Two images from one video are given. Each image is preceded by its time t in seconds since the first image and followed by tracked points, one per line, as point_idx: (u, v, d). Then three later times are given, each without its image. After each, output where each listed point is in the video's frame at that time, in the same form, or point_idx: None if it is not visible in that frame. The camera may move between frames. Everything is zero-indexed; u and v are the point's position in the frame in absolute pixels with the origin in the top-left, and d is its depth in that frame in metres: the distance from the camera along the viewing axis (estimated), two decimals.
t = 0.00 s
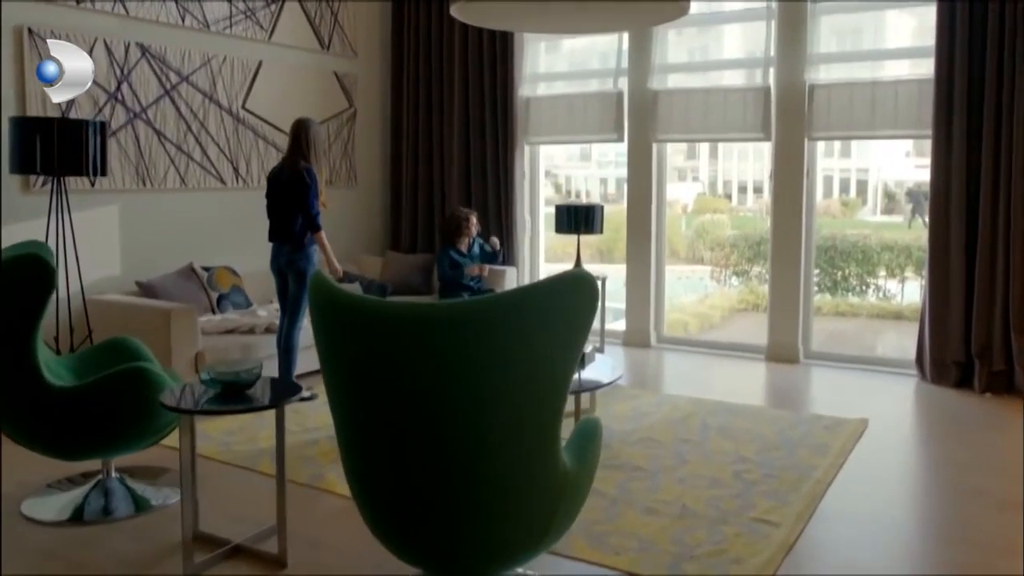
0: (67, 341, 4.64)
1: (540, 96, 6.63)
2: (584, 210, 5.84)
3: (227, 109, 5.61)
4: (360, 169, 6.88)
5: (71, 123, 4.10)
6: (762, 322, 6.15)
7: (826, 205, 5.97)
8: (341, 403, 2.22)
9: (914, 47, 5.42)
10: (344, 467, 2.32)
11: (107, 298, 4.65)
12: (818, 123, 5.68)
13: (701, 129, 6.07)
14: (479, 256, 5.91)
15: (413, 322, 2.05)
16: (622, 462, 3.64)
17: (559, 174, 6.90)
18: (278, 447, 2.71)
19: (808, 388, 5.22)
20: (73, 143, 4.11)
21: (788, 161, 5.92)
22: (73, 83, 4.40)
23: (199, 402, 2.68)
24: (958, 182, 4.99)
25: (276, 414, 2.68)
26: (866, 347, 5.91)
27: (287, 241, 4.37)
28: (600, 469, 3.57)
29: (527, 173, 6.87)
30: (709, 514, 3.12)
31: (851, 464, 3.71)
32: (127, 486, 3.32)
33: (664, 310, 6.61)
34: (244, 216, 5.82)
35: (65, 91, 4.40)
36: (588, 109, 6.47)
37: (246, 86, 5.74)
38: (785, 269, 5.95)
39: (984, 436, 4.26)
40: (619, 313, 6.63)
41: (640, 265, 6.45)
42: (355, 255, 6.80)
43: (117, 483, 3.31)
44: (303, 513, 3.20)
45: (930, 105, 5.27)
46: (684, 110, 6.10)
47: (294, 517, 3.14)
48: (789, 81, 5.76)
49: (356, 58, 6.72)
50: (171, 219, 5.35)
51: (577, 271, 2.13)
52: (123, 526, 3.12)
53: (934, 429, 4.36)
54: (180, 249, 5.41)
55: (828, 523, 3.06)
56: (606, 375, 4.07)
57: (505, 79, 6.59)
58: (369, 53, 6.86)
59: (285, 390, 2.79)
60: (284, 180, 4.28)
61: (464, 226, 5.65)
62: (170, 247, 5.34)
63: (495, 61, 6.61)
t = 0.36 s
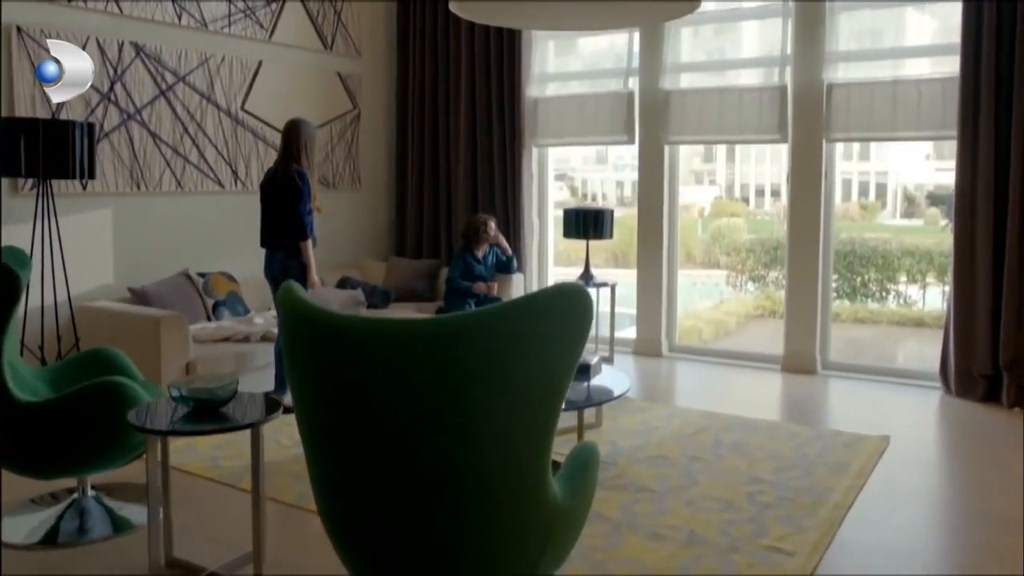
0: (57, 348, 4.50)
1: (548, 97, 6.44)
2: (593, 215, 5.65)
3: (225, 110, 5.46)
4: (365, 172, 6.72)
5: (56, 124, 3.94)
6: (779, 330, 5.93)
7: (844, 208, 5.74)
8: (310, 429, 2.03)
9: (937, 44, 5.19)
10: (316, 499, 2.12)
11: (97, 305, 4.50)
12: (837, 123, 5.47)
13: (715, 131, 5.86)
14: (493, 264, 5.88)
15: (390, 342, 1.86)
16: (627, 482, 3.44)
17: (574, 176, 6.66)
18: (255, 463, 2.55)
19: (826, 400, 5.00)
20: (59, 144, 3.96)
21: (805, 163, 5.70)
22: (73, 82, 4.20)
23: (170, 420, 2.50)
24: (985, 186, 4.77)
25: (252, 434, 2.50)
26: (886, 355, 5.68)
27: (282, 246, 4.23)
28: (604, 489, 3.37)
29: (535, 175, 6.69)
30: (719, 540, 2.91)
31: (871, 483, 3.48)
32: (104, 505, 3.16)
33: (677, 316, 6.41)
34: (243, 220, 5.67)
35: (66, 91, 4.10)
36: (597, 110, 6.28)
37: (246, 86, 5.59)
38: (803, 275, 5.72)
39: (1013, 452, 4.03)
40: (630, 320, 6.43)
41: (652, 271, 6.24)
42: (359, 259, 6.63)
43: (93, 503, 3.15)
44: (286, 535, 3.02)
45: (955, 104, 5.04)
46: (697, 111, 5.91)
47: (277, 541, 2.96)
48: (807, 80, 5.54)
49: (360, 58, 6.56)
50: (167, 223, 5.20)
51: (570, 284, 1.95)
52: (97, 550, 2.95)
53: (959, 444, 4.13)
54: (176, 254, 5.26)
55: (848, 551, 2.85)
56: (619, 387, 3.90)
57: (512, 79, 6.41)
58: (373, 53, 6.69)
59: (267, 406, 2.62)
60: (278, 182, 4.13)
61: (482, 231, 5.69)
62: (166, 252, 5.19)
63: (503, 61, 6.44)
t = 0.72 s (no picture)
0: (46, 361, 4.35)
1: (558, 99, 6.26)
2: (603, 220, 5.46)
3: (224, 114, 5.32)
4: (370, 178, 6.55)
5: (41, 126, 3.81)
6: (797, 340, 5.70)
7: (866, 213, 5.50)
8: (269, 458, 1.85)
9: (961, 41, 4.96)
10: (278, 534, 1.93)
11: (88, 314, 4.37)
12: (857, 125, 5.24)
13: (731, 134, 5.65)
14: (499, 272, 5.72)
15: (353, 364, 1.69)
16: (631, 504, 3.24)
17: (593, 183, 6.42)
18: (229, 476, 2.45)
19: (846, 415, 4.76)
20: (45, 148, 3.83)
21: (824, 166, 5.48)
22: (73, 83, 4.29)
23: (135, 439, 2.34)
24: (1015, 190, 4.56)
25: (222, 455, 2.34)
26: (909, 366, 5.44)
27: (273, 253, 4.12)
28: (606, 512, 3.18)
29: (545, 179, 6.50)
30: (727, 569, 2.71)
31: (893, 506, 3.26)
32: (78, 526, 3.00)
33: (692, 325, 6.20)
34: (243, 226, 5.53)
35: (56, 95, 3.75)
36: (608, 112, 6.08)
37: (245, 90, 5.45)
38: (822, 283, 5.50)
39: None
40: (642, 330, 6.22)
41: (665, 278, 6.03)
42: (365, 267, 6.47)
43: (67, 523, 2.99)
44: (267, 560, 2.84)
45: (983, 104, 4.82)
46: (711, 111, 5.70)
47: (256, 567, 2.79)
48: (825, 79, 5.33)
49: (365, 61, 6.41)
50: (163, 230, 5.07)
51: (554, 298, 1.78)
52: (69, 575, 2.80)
53: (988, 462, 3.89)
54: (173, 261, 5.12)
55: None
56: (628, 395, 3.80)
57: (521, 80, 6.25)
58: (379, 55, 6.54)
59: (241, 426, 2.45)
60: (269, 190, 3.99)
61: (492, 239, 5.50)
62: (162, 260, 5.05)
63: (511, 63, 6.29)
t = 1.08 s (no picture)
0: (35, 366, 4.27)
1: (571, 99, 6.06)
2: (617, 225, 5.28)
3: (227, 114, 5.17)
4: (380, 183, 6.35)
5: (31, 125, 3.68)
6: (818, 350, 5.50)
7: (891, 216, 5.27)
8: (222, 485, 1.67)
9: (991, 37, 4.74)
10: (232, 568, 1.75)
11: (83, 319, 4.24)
12: (883, 126, 5.03)
13: (752, 134, 5.43)
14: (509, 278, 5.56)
15: (318, 382, 1.51)
16: (639, 527, 3.05)
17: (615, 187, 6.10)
18: (196, 495, 2.31)
19: (871, 428, 4.52)
20: (34, 148, 3.69)
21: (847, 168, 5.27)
22: (73, 84, 3.93)
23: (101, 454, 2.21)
24: None
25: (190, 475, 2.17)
26: (937, 377, 5.20)
27: (269, 259, 4.02)
28: (612, 536, 2.98)
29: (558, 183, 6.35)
30: None
31: (921, 533, 3.03)
32: (54, 543, 2.87)
33: (711, 332, 5.96)
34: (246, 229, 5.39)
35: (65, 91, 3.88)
36: (623, 113, 5.87)
37: (249, 89, 5.30)
38: (845, 290, 5.27)
39: None
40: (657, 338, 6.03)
41: (680, 282, 5.85)
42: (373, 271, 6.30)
43: (42, 540, 2.85)
44: None
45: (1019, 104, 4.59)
46: (729, 110, 5.49)
47: None
48: (849, 77, 5.12)
49: (374, 60, 6.25)
50: (163, 233, 4.94)
51: (542, 311, 1.61)
52: None
53: None
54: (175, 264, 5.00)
55: None
56: (640, 406, 3.62)
57: (534, 80, 6.10)
58: (389, 54, 6.38)
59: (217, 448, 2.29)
60: (263, 197, 3.85)
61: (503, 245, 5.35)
62: (162, 264, 4.93)
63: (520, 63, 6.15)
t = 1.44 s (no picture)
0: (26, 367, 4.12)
1: (586, 94, 5.88)
2: (631, 226, 5.06)
3: (229, 108, 5.03)
4: (388, 180, 6.18)
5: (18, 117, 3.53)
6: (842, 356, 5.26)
7: (917, 218, 5.00)
8: (167, 523, 1.47)
9: None
10: None
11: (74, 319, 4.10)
12: (913, 121, 4.77)
13: (774, 131, 5.21)
14: (520, 279, 5.32)
15: (286, 403, 1.33)
16: (649, 549, 2.84)
17: (636, 186, 5.97)
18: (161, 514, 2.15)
19: (898, 439, 4.28)
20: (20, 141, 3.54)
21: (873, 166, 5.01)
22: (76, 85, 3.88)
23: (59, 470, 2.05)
24: None
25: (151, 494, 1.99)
26: (968, 386, 4.94)
27: (265, 259, 3.79)
28: (619, 557, 2.78)
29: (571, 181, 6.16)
30: None
31: (957, 561, 2.80)
32: (24, 558, 2.71)
33: (730, 336, 5.74)
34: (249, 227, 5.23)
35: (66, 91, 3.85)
36: (639, 107, 5.67)
37: (253, 82, 5.15)
38: (870, 294, 5.03)
39: None
40: (670, 341, 5.80)
41: (697, 284, 5.63)
42: (380, 272, 6.12)
43: (11, 555, 2.70)
44: None
45: None
46: (750, 105, 5.27)
47: None
48: (877, 73, 4.88)
49: (384, 54, 6.08)
50: (162, 230, 4.80)
51: (532, 323, 1.46)
52: None
53: None
54: (174, 262, 4.84)
55: None
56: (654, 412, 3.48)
57: (547, 74, 5.89)
58: (398, 48, 6.21)
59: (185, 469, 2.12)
60: (258, 192, 3.69)
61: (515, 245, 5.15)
62: (161, 262, 4.78)
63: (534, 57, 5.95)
